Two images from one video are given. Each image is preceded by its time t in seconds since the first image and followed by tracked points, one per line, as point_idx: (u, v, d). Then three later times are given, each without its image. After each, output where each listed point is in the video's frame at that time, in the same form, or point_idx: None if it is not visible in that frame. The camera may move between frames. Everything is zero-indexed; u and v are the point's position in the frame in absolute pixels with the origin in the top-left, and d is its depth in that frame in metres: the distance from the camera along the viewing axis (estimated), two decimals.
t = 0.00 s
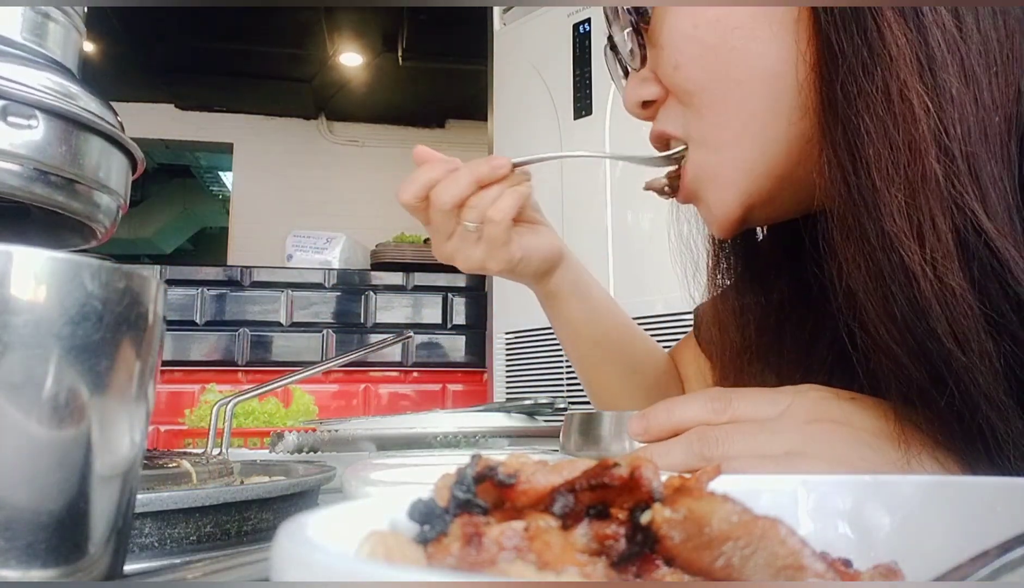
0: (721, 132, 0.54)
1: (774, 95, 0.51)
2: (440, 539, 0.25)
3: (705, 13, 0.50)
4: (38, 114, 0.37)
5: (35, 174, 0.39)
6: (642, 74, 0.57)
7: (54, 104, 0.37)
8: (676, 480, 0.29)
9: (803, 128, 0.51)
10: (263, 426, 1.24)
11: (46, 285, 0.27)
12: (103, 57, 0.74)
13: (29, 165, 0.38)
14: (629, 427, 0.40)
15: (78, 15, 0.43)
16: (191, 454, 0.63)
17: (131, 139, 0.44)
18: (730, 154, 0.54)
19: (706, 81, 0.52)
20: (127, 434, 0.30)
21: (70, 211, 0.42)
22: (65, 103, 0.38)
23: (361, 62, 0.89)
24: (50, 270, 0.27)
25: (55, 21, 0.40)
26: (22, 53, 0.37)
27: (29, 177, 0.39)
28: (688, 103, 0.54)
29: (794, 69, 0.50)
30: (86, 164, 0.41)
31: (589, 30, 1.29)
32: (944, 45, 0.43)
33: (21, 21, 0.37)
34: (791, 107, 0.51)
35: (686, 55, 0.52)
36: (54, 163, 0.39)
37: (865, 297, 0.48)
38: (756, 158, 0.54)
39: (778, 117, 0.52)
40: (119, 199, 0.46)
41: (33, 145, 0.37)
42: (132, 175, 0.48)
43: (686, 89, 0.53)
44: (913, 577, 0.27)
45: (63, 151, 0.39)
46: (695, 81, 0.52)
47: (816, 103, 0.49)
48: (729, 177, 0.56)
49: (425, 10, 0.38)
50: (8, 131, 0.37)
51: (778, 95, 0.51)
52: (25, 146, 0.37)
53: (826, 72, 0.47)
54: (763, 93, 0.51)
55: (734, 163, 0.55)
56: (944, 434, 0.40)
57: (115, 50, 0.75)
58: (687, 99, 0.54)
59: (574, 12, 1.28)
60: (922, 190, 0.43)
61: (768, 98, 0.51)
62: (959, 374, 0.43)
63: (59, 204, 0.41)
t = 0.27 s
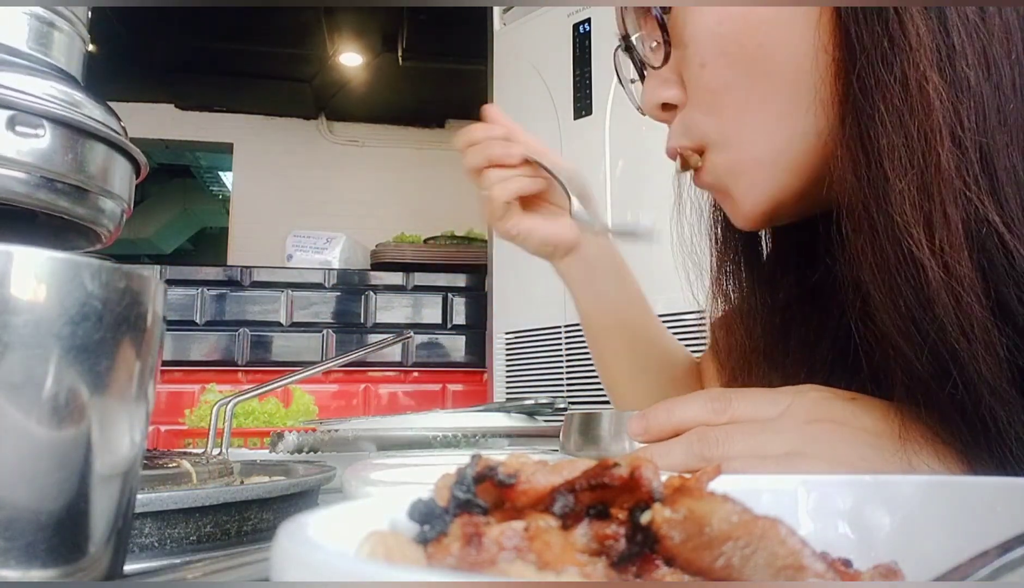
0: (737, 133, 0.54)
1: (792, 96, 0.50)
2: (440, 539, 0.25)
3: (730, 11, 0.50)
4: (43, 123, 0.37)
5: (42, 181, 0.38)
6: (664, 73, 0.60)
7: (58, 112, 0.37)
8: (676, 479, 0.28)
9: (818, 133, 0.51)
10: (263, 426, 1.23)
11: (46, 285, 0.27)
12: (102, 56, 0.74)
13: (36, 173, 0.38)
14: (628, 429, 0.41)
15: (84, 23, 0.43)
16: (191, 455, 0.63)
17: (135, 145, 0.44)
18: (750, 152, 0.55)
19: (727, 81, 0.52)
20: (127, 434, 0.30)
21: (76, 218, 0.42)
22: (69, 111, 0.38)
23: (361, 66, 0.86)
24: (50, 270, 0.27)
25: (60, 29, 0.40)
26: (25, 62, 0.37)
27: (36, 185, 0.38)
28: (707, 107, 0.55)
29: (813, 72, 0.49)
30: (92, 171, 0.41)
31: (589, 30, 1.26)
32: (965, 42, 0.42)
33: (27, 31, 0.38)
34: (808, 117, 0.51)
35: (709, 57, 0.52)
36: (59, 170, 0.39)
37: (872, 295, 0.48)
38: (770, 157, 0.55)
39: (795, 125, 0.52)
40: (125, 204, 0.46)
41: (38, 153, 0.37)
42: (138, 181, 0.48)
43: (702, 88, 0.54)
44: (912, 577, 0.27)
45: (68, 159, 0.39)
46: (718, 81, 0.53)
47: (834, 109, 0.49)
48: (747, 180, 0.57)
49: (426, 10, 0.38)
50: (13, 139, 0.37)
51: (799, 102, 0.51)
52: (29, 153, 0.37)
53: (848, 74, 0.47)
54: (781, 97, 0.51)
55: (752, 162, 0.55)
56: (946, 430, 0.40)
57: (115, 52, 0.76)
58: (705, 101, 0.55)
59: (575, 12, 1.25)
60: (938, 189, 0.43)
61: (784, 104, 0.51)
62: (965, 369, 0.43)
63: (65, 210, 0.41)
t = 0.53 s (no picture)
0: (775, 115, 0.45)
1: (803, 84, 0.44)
2: (440, 539, 0.25)
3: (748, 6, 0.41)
4: (30, 114, 0.37)
5: (27, 173, 0.39)
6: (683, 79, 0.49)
7: (47, 103, 0.37)
8: (676, 479, 0.28)
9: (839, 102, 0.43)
10: (263, 426, 1.23)
11: (47, 284, 0.27)
12: (102, 55, 0.74)
13: (21, 164, 0.38)
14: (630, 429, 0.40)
15: (72, 16, 0.43)
16: (191, 454, 0.63)
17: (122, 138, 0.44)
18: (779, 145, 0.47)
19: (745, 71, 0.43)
20: (127, 434, 0.30)
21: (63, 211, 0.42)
22: (59, 103, 0.38)
23: (363, 65, 1.03)
24: (50, 270, 0.27)
25: (49, 20, 0.40)
26: (16, 52, 0.37)
27: (21, 176, 0.38)
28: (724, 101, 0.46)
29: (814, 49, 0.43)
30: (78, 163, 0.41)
31: (589, 29, 1.29)
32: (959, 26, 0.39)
33: (14, 19, 0.37)
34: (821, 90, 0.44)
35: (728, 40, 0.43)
36: (46, 162, 0.39)
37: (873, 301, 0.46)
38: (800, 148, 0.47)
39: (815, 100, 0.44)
40: (112, 198, 0.46)
41: (26, 144, 0.37)
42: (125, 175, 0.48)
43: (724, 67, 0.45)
44: (912, 576, 0.27)
45: (56, 150, 0.39)
46: (746, 81, 0.44)
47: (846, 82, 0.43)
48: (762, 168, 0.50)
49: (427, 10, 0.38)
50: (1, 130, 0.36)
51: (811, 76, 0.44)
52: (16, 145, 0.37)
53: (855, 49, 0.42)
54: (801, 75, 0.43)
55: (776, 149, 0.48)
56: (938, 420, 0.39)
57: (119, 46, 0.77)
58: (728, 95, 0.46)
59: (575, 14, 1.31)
60: (927, 180, 0.41)
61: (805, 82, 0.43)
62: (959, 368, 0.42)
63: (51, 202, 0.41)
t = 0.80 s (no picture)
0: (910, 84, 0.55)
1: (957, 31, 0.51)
2: (440, 540, 0.25)
3: None
4: (33, 112, 0.37)
5: (31, 172, 0.39)
6: (827, 26, 0.52)
7: (49, 101, 0.37)
8: (676, 479, 0.28)
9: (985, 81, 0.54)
10: (263, 426, 1.23)
11: (46, 284, 0.27)
12: (100, 55, 0.74)
13: (25, 163, 0.38)
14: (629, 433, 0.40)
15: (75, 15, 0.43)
16: (191, 455, 0.63)
17: (125, 137, 0.43)
18: (915, 96, 0.56)
19: (905, 24, 0.49)
20: (127, 434, 0.30)
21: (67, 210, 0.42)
22: (60, 100, 0.38)
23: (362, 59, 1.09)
24: (50, 270, 0.27)
25: (50, 18, 0.40)
26: (18, 51, 0.37)
27: (25, 175, 0.38)
28: (878, 50, 0.52)
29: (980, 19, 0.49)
30: (80, 161, 0.41)
31: (589, 30, 1.24)
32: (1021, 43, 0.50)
33: (16, 19, 0.37)
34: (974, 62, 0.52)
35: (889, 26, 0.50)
36: (48, 160, 0.39)
37: None
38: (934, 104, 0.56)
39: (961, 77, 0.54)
40: (116, 197, 0.46)
41: (28, 142, 0.37)
42: (129, 174, 0.48)
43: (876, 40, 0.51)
44: (912, 577, 0.27)
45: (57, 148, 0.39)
46: (898, 27, 0.49)
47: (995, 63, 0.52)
48: (904, 127, 0.58)
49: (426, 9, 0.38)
50: (2, 128, 0.36)
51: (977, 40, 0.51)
52: (19, 142, 0.37)
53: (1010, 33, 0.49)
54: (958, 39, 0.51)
55: (914, 118, 0.57)
56: None
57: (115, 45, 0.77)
58: (877, 44, 0.51)
59: (575, 12, 1.26)
60: None
61: (952, 58, 0.52)
62: None
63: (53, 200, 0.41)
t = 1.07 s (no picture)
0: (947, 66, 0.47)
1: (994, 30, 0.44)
2: (440, 539, 0.25)
3: None
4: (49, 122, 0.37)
5: (46, 181, 0.38)
6: (860, 12, 0.47)
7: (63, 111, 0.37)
8: (676, 479, 0.29)
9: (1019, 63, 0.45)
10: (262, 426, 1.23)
11: (46, 284, 0.27)
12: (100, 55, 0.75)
13: (40, 172, 0.38)
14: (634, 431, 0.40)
15: (89, 23, 0.43)
16: (191, 454, 0.63)
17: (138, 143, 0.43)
18: (947, 85, 0.48)
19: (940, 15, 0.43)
20: (127, 434, 0.30)
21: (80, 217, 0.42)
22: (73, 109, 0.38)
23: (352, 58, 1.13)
24: (50, 270, 0.27)
25: (65, 29, 0.40)
26: (31, 61, 0.37)
27: (40, 184, 0.38)
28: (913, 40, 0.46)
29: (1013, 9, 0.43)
30: (95, 169, 0.41)
31: (588, 30, 1.24)
32: None
33: (32, 26, 0.38)
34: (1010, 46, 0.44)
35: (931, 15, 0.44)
36: (61, 169, 0.38)
37: None
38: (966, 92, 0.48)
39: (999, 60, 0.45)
40: (128, 202, 0.46)
41: (41, 151, 0.37)
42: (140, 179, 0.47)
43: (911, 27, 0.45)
44: (912, 577, 0.27)
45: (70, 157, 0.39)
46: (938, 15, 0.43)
47: None
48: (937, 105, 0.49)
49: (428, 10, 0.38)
50: (18, 137, 0.36)
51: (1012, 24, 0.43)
52: (35, 152, 0.37)
53: None
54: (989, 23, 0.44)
55: (945, 98, 0.49)
56: None
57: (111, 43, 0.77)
58: (911, 27, 0.45)
59: (574, 12, 1.26)
60: None
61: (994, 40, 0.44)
62: None
63: (66, 207, 0.41)
